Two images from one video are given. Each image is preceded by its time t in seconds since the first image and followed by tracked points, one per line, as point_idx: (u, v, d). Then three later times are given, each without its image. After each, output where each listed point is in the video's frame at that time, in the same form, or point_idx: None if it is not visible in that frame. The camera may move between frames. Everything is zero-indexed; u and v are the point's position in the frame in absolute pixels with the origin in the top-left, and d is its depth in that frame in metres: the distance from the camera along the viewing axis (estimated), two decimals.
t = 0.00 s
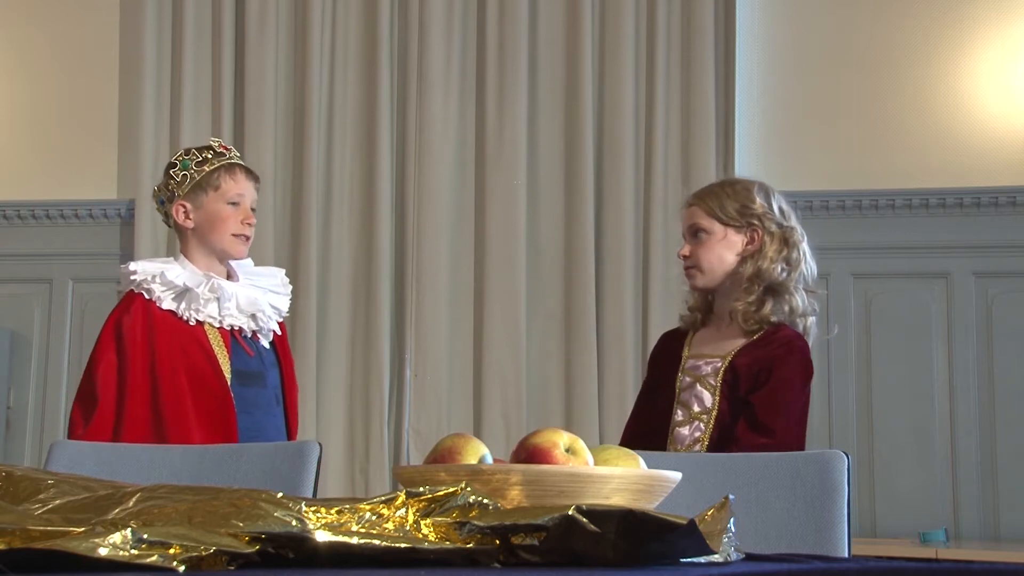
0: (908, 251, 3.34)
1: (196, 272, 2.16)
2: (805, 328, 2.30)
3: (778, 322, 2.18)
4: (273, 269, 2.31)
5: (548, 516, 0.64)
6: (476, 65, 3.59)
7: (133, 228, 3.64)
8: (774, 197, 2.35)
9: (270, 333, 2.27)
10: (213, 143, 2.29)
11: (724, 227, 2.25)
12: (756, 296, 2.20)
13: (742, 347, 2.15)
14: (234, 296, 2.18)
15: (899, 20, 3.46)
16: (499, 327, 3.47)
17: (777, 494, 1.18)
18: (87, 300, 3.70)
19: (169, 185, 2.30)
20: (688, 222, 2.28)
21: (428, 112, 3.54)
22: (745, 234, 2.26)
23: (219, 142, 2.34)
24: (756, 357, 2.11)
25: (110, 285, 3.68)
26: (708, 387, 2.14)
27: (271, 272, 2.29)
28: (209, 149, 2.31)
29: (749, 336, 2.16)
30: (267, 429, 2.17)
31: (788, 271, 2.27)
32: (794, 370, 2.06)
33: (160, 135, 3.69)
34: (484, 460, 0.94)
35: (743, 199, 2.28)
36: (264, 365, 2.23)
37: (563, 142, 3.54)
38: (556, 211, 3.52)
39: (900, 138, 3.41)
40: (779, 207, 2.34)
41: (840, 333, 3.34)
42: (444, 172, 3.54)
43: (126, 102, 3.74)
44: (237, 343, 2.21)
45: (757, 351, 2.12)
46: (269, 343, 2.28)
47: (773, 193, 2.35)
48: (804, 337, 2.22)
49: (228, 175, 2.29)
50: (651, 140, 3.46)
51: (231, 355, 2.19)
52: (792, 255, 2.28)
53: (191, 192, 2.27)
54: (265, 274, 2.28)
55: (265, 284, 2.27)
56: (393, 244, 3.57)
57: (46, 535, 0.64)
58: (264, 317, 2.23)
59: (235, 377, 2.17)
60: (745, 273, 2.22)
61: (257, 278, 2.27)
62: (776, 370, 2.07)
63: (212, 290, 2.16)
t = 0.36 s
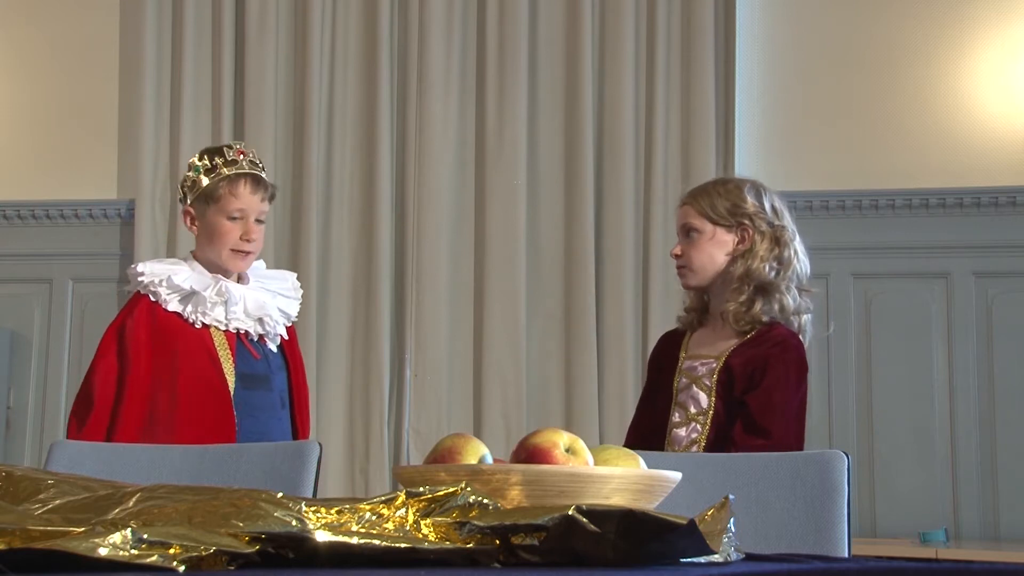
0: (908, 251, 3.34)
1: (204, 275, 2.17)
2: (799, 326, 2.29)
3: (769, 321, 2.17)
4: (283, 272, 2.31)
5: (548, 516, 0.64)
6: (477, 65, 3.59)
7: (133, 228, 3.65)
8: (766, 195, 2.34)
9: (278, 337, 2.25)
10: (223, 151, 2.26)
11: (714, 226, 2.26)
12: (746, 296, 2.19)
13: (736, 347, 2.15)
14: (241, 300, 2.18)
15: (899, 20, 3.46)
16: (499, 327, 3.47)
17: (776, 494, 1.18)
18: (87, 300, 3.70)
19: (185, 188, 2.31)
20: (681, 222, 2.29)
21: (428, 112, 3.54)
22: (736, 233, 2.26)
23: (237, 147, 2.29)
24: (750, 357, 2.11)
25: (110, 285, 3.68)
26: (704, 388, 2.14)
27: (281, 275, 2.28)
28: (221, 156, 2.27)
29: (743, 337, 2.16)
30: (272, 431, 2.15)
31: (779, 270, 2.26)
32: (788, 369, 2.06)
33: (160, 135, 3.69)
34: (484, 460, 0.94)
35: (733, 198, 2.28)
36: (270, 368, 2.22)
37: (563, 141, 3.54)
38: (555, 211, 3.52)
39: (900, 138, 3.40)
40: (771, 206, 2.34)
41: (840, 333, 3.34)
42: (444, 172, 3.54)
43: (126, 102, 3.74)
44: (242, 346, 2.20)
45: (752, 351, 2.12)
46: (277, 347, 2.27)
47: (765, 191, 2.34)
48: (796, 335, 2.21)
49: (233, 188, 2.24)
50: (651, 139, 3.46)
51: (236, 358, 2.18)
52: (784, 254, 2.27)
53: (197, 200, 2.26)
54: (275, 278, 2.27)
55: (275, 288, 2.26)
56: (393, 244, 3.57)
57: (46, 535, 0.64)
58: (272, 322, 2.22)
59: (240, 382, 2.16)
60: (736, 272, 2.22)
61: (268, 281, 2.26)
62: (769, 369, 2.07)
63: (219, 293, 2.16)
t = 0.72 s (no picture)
0: (908, 251, 3.34)
1: (200, 273, 2.15)
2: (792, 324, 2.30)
3: (762, 321, 2.17)
4: (284, 266, 2.30)
5: (548, 517, 0.64)
6: (477, 66, 3.59)
7: (133, 228, 3.65)
8: (757, 193, 2.35)
9: (274, 338, 2.24)
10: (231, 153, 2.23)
11: (707, 226, 2.25)
12: (739, 296, 2.19)
13: (729, 347, 2.15)
14: (236, 300, 2.16)
15: (899, 20, 3.46)
16: (499, 327, 3.47)
17: (776, 494, 1.18)
18: (87, 300, 3.69)
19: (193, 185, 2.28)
20: (672, 222, 2.29)
21: (428, 112, 3.54)
22: (729, 233, 2.26)
23: (246, 148, 2.25)
24: (744, 357, 2.11)
25: (110, 285, 3.68)
26: (698, 388, 2.14)
27: (282, 270, 2.28)
28: (228, 157, 2.23)
29: (736, 337, 2.16)
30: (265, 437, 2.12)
31: (771, 269, 2.26)
32: (782, 370, 2.06)
33: (160, 135, 3.69)
34: (484, 460, 0.94)
35: (725, 198, 2.28)
36: (263, 371, 2.20)
37: (563, 141, 3.54)
38: (555, 211, 3.52)
39: (900, 139, 3.40)
40: (761, 205, 2.34)
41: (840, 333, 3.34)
42: (444, 172, 3.54)
43: (126, 102, 3.74)
44: (236, 347, 2.19)
45: (745, 351, 2.12)
46: (273, 349, 2.26)
47: (755, 190, 2.35)
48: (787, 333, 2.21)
49: (234, 190, 2.19)
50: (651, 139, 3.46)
51: (228, 360, 2.16)
52: (776, 253, 2.28)
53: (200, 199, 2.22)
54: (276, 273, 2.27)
55: (276, 284, 2.25)
56: (393, 243, 3.57)
57: (46, 535, 0.64)
58: (267, 324, 2.20)
59: (232, 386, 2.14)
60: (729, 272, 2.23)
61: (268, 276, 2.25)
62: (763, 369, 2.07)
63: (214, 293, 2.14)
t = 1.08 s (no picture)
0: (908, 251, 3.34)
1: (184, 269, 2.12)
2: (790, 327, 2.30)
3: (764, 322, 2.18)
4: (267, 261, 2.29)
5: (548, 516, 0.64)
6: (477, 66, 3.59)
7: (133, 228, 3.65)
8: (756, 197, 2.36)
9: (260, 334, 2.24)
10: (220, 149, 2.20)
11: (709, 228, 2.25)
12: (742, 297, 2.20)
13: (731, 346, 2.15)
14: (222, 296, 2.14)
15: (899, 20, 3.46)
16: (499, 327, 3.47)
17: (777, 494, 1.18)
18: (87, 300, 3.69)
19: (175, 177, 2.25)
20: (672, 222, 2.28)
21: (428, 112, 3.54)
22: (730, 235, 2.26)
23: (234, 144, 2.23)
24: (746, 358, 2.12)
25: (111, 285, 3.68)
26: (698, 387, 2.14)
27: (265, 265, 2.27)
28: (216, 152, 2.21)
29: (736, 337, 2.16)
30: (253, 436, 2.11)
31: (772, 272, 2.27)
32: (784, 371, 2.08)
33: (160, 135, 3.69)
34: (484, 460, 0.94)
35: (727, 200, 2.29)
36: (250, 368, 2.19)
37: (563, 141, 3.54)
38: (555, 211, 3.52)
39: (900, 139, 3.40)
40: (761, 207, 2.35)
41: (840, 333, 3.34)
42: (444, 172, 3.54)
43: (126, 102, 3.74)
44: (222, 344, 2.18)
45: (747, 352, 2.12)
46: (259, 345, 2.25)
47: (755, 193, 2.36)
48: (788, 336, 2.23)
49: (223, 185, 2.17)
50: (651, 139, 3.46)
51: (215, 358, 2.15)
52: (776, 255, 2.29)
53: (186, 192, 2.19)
54: (260, 267, 2.26)
55: (259, 278, 2.25)
56: (393, 244, 3.57)
57: (46, 535, 0.64)
58: (254, 320, 2.19)
59: (219, 383, 2.13)
60: (731, 274, 2.23)
61: (251, 270, 2.25)
62: (765, 370, 2.08)
63: (199, 289, 2.13)
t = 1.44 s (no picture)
0: (908, 251, 3.34)
1: (176, 264, 2.11)
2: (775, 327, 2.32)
3: (751, 320, 2.20)
4: (255, 259, 2.29)
5: (548, 516, 0.64)
6: (477, 65, 3.59)
7: (133, 228, 3.65)
8: (743, 200, 2.37)
9: (254, 328, 2.24)
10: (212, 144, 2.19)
11: (698, 228, 2.26)
12: (730, 295, 2.21)
13: (719, 344, 2.16)
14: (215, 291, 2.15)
15: (899, 20, 3.46)
16: (499, 327, 3.47)
17: (777, 494, 1.18)
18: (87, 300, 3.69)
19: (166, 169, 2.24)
20: (660, 221, 2.28)
21: (428, 112, 3.54)
22: (719, 235, 2.27)
23: (226, 139, 2.22)
24: (735, 355, 2.13)
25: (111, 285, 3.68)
26: (687, 385, 2.14)
27: (253, 263, 2.27)
28: (207, 146, 2.20)
29: (724, 335, 2.18)
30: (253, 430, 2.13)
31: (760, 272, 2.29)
32: (773, 371, 2.10)
33: (160, 135, 3.69)
34: (484, 460, 0.94)
35: (716, 200, 2.29)
36: (246, 361, 2.20)
37: (563, 141, 3.54)
38: (555, 211, 3.52)
39: (899, 138, 3.40)
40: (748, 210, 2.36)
41: (840, 334, 3.34)
42: (444, 171, 3.54)
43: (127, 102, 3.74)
44: (217, 338, 2.18)
45: (736, 350, 2.14)
46: (252, 339, 2.26)
47: (742, 196, 2.37)
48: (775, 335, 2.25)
49: (214, 180, 2.16)
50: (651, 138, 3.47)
51: (213, 351, 2.15)
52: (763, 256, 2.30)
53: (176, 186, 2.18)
54: (247, 265, 2.26)
55: (248, 276, 2.24)
56: (393, 244, 3.57)
57: (46, 535, 0.64)
58: (248, 314, 2.20)
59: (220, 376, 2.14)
60: (719, 273, 2.24)
61: (240, 268, 2.24)
62: (754, 369, 2.10)
63: (193, 284, 2.12)
